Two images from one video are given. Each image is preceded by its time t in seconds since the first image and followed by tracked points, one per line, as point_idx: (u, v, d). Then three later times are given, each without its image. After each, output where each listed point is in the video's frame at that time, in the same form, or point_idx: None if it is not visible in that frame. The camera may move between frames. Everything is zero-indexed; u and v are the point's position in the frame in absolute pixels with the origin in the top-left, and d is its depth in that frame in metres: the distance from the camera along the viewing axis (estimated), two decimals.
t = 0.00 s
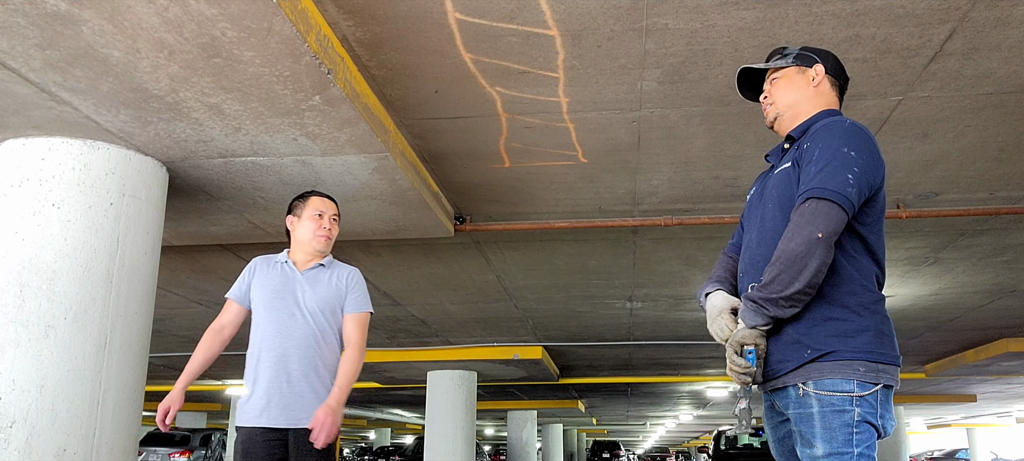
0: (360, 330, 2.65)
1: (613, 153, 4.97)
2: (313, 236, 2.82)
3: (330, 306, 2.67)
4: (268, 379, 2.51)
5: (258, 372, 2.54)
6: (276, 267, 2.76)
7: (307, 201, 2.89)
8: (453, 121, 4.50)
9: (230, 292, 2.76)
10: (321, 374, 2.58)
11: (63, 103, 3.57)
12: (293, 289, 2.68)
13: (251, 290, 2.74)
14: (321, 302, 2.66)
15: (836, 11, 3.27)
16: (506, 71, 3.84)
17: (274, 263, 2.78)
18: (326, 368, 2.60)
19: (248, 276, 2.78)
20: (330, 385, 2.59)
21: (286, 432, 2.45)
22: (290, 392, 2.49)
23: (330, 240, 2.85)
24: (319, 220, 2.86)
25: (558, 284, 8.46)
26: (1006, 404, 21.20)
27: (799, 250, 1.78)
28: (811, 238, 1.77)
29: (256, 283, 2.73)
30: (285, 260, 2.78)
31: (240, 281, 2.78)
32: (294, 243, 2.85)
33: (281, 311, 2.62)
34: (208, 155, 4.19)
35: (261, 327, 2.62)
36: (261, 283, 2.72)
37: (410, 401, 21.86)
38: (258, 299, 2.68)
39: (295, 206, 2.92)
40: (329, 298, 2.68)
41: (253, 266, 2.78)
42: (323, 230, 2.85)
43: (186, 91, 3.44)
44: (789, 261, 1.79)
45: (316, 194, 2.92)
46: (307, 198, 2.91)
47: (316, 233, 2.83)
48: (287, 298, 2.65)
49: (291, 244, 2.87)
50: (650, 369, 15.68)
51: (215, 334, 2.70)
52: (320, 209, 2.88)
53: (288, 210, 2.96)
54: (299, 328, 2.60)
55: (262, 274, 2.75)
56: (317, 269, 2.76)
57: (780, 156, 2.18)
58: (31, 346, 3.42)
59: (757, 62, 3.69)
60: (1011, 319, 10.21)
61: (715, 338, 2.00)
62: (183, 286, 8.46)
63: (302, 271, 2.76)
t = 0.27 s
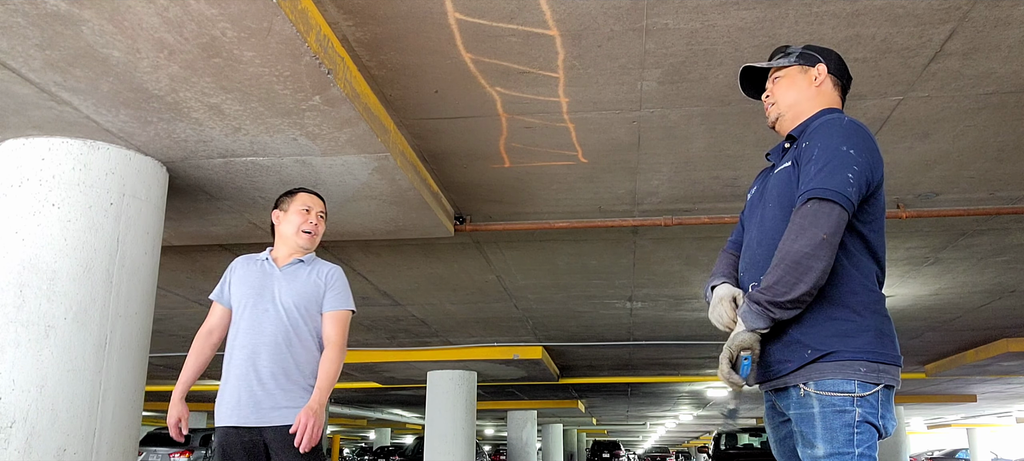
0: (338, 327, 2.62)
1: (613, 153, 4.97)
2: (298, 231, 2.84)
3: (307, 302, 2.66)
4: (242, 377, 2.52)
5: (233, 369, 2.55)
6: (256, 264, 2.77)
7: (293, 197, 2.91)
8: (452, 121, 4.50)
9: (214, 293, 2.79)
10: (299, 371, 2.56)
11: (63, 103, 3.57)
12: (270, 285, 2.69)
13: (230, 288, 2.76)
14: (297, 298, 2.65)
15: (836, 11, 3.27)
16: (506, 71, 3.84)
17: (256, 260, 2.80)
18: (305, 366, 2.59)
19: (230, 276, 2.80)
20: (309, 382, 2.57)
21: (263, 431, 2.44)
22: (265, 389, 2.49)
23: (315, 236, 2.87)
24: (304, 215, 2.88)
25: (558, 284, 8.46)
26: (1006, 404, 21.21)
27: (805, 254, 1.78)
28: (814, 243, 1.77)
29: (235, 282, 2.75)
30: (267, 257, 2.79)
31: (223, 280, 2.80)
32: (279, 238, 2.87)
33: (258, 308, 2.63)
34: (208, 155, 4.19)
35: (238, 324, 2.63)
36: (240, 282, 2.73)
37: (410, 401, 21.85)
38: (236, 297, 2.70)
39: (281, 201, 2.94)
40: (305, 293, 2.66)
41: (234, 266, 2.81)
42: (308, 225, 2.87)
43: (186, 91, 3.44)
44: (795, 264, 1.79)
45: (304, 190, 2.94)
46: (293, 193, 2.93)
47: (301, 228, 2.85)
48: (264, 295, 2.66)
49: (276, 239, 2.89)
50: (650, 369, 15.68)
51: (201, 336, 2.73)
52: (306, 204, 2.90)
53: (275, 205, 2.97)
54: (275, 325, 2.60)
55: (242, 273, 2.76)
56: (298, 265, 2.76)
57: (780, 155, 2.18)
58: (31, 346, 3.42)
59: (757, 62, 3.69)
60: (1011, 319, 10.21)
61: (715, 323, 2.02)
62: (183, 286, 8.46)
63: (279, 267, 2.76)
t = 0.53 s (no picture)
0: (327, 322, 2.60)
1: (613, 153, 4.97)
2: (285, 225, 2.81)
3: (297, 298, 2.65)
4: (235, 376, 2.55)
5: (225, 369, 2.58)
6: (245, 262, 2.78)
7: (279, 191, 2.89)
8: (453, 121, 4.50)
9: (208, 291, 2.82)
10: (290, 370, 2.56)
11: (63, 103, 3.57)
12: (259, 283, 2.69)
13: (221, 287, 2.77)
14: (285, 295, 2.64)
15: (836, 11, 3.27)
16: (506, 71, 3.84)
17: (246, 258, 2.80)
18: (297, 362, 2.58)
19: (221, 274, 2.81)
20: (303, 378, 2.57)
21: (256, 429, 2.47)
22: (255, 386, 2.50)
23: (303, 229, 2.84)
24: (290, 209, 2.85)
25: (558, 284, 8.46)
26: (1006, 404, 21.21)
27: (803, 253, 1.78)
28: (813, 244, 1.77)
29: (226, 282, 2.76)
30: (256, 254, 2.79)
31: (216, 278, 2.83)
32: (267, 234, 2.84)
33: (247, 307, 2.65)
34: (208, 155, 4.19)
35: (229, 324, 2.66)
36: (230, 280, 2.74)
37: (410, 401, 21.85)
38: (227, 295, 2.72)
39: (268, 197, 2.92)
40: (293, 291, 2.65)
41: (226, 264, 2.82)
42: (295, 218, 2.83)
43: (186, 91, 3.44)
44: (793, 263, 1.78)
45: (291, 185, 2.92)
46: (280, 189, 2.90)
47: (287, 222, 2.82)
48: (254, 293, 2.67)
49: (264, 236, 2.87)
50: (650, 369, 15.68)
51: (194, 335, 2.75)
52: (291, 198, 2.86)
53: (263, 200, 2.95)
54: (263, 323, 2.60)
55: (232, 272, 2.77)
56: (282, 261, 2.73)
57: (781, 154, 2.18)
58: (31, 346, 3.42)
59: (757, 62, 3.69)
60: (1011, 319, 10.21)
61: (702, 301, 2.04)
62: (183, 286, 8.46)
63: (266, 264, 2.75)
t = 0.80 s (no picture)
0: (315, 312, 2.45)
1: (613, 153, 4.97)
2: (286, 222, 2.78)
3: (300, 296, 2.60)
4: (239, 377, 2.48)
5: (231, 371, 2.52)
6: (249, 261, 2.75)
7: (281, 188, 2.85)
8: (452, 121, 4.50)
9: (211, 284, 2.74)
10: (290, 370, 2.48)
11: (63, 103, 3.57)
12: (264, 283, 2.65)
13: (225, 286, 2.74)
14: (288, 293, 2.60)
15: (836, 11, 3.27)
16: (506, 71, 3.84)
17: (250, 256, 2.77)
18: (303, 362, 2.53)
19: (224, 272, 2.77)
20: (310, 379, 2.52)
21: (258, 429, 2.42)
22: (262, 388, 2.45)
23: (304, 226, 2.80)
24: (291, 206, 2.81)
25: (558, 284, 8.46)
26: (1006, 404, 21.22)
27: (801, 251, 1.77)
28: (810, 244, 1.77)
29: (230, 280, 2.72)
30: (259, 252, 2.76)
31: (219, 273, 2.76)
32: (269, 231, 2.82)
33: (251, 308, 2.61)
34: (208, 155, 4.19)
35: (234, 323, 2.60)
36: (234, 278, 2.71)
37: (410, 401, 21.85)
38: (232, 294, 2.67)
39: (270, 194, 2.89)
40: (295, 289, 2.60)
41: (229, 263, 2.79)
42: (296, 215, 2.80)
43: (186, 91, 3.44)
44: (789, 260, 1.78)
45: (290, 181, 2.88)
46: (281, 185, 2.87)
47: (288, 218, 2.79)
48: (258, 293, 2.63)
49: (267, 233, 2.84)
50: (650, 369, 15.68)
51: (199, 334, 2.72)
52: (292, 194, 2.83)
53: (264, 199, 2.93)
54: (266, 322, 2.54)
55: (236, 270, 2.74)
56: (287, 257, 2.69)
57: (781, 155, 2.18)
58: (31, 346, 3.42)
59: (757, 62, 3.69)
60: (1011, 319, 10.21)
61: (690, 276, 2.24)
62: (182, 286, 8.46)
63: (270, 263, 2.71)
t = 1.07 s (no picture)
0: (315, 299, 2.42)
1: (613, 154, 4.97)
2: (295, 220, 2.73)
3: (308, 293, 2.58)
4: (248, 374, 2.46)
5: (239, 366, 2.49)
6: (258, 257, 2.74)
7: (287, 185, 2.79)
8: (452, 121, 4.50)
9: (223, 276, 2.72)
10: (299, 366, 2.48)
11: (63, 103, 3.57)
12: (273, 281, 2.65)
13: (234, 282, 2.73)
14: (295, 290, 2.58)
15: (836, 11, 3.27)
16: (506, 71, 3.84)
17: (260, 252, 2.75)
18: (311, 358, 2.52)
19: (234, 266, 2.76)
20: (317, 376, 2.50)
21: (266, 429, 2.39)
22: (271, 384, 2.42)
23: (313, 223, 2.76)
24: (299, 203, 2.75)
25: (558, 284, 8.46)
26: (1006, 404, 21.22)
27: (791, 244, 1.78)
28: (800, 239, 1.78)
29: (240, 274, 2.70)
30: (268, 248, 2.76)
31: (231, 262, 2.74)
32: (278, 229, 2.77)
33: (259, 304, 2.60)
34: (208, 155, 4.19)
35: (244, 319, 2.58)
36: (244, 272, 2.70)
37: (410, 401, 21.85)
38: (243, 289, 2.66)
39: (277, 190, 2.83)
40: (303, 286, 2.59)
41: (239, 257, 2.77)
42: (303, 212, 2.75)
43: (186, 91, 3.44)
44: (773, 254, 1.81)
45: (298, 178, 2.81)
46: (288, 181, 2.80)
47: (296, 216, 2.74)
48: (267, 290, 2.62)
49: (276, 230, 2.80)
50: (650, 369, 15.68)
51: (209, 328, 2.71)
52: (300, 192, 2.76)
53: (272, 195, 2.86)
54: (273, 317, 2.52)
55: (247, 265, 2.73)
56: (293, 253, 2.67)
57: (779, 156, 2.19)
58: (31, 347, 3.41)
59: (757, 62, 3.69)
60: (1011, 319, 10.21)
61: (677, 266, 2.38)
62: (182, 286, 8.46)
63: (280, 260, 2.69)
